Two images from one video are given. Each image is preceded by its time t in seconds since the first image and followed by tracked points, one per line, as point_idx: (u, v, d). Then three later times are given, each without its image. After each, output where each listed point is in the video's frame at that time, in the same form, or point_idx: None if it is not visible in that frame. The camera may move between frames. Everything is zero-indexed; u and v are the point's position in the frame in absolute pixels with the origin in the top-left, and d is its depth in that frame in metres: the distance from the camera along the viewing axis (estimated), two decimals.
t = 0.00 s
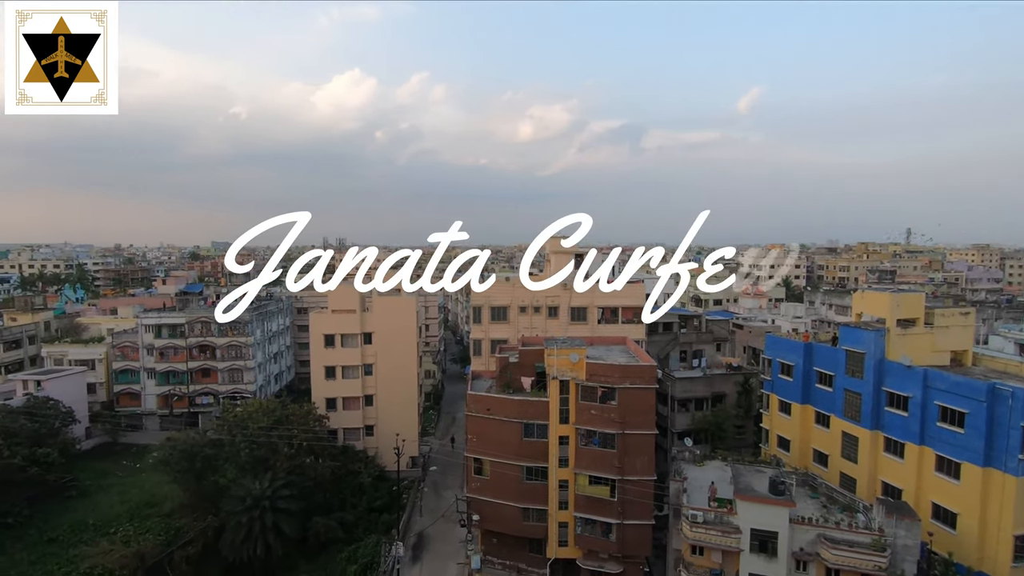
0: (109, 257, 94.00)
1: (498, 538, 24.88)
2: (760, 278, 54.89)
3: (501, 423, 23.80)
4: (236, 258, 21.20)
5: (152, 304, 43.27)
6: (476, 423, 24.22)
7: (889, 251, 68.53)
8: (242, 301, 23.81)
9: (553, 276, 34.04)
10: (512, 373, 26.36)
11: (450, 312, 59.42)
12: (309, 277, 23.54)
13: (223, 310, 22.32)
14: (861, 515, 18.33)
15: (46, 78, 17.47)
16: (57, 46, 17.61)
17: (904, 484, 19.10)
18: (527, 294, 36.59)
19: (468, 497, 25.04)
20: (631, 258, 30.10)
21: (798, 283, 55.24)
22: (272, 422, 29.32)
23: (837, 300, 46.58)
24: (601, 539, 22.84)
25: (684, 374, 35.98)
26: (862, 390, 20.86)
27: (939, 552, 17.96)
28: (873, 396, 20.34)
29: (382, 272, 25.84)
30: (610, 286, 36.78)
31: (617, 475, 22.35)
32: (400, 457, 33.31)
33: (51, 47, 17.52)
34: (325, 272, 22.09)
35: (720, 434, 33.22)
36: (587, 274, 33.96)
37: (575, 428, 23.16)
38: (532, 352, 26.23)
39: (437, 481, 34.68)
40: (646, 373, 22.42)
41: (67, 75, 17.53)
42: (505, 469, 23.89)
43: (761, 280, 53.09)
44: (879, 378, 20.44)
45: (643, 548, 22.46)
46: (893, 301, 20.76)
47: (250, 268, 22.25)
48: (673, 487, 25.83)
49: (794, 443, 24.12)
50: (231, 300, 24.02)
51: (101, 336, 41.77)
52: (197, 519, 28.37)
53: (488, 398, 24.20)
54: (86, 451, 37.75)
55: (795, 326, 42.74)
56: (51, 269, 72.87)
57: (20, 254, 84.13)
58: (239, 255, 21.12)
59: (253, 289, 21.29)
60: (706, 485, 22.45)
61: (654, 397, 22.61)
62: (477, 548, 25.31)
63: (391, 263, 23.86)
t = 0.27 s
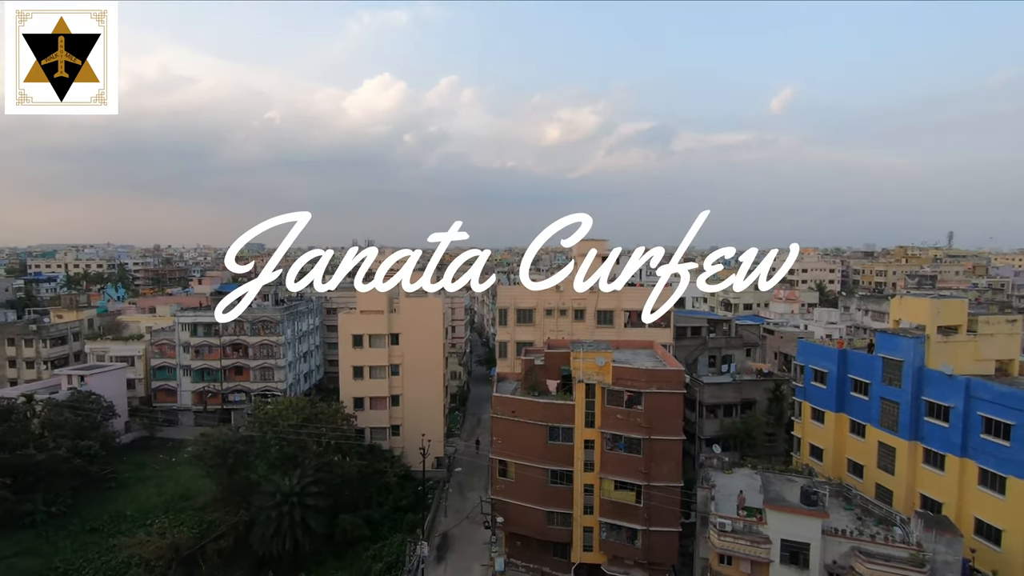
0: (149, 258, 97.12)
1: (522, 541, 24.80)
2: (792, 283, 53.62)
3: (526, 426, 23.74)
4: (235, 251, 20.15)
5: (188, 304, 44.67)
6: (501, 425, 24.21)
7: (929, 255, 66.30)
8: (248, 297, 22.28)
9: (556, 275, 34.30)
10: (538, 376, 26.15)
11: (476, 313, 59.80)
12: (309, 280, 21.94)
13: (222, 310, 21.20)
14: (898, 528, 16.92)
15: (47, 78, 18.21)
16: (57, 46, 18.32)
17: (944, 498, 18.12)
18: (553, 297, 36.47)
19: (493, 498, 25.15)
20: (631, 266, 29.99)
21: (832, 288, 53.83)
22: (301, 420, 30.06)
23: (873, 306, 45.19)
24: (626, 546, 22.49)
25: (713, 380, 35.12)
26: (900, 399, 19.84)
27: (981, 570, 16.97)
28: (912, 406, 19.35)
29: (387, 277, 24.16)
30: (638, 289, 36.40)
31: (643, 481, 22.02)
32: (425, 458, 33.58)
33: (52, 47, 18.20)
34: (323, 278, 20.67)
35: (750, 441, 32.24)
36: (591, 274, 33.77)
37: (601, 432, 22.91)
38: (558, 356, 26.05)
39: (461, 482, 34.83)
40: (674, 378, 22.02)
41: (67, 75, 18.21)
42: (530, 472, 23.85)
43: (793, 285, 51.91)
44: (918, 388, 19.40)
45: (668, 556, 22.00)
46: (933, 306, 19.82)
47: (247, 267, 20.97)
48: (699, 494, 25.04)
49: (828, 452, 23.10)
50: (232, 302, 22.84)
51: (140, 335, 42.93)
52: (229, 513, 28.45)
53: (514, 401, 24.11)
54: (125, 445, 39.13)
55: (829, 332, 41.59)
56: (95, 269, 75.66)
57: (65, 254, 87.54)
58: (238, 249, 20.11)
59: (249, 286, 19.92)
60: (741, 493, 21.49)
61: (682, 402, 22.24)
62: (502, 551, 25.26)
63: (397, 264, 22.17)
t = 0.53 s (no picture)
0: (185, 258, 100.14)
1: (546, 545, 24.36)
2: (825, 288, 52.30)
3: (551, 430, 23.31)
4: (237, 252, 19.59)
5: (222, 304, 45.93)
6: (526, 429, 23.80)
7: (972, 260, 63.84)
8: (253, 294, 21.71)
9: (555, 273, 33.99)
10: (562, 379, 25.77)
11: (501, 316, 59.92)
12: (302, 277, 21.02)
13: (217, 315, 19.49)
14: (937, 542, 15.96)
15: (47, 78, 17.09)
16: (57, 44, 17.08)
17: (988, 514, 16.75)
18: (578, 300, 35.80)
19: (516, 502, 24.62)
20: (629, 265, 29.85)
21: (867, 293, 52.22)
22: (329, 419, 30.29)
23: (912, 312, 43.62)
24: (652, 553, 22.00)
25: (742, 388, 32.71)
26: (940, 410, 18.34)
27: None
28: (953, 418, 17.84)
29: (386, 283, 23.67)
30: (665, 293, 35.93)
31: (670, 488, 21.46)
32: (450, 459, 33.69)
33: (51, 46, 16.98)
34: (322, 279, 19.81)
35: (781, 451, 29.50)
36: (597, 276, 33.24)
37: (626, 438, 22.36)
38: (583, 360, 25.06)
39: (485, 485, 34.87)
40: (701, 384, 21.35)
41: (68, 75, 17.08)
42: (554, 476, 23.40)
43: (827, 290, 50.54)
44: (960, 399, 17.87)
45: (695, 564, 21.45)
46: (978, 314, 18.87)
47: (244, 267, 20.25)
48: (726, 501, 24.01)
49: (862, 464, 21.39)
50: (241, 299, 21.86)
51: (176, 332, 44.75)
52: (259, 510, 29.11)
53: (540, 405, 23.71)
54: (161, 440, 40.39)
55: (864, 339, 40.24)
56: (135, 269, 78.35)
57: (106, 254, 90.82)
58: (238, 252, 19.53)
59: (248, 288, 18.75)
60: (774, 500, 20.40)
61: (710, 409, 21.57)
62: (525, 555, 24.71)
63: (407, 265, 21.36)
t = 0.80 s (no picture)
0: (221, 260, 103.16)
1: (570, 551, 23.39)
2: (861, 294, 50.72)
3: (577, 434, 22.25)
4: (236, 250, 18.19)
5: (255, 304, 47.25)
6: (551, 433, 22.74)
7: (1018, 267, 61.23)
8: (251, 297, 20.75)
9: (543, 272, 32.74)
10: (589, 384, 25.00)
11: (527, 320, 59.91)
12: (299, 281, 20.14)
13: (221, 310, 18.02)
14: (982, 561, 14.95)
15: (48, 79, 15.81)
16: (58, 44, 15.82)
17: None
18: (606, 304, 34.82)
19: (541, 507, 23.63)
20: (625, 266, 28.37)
21: (906, 300, 50.49)
22: (357, 419, 30.56)
23: (953, 321, 41.94)
24: (678, 563, 20.53)
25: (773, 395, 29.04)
26: (985, 423, 17.26)
27: None
28: (999, 430, 16.82)
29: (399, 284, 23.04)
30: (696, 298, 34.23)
31: (698, 497, 20.03)
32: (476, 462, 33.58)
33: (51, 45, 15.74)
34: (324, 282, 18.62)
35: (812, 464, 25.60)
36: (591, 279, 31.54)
37: (653, 445, 21.03)
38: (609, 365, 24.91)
39: (510, 488, 34.71)
40: (733, 391, 19.98)
41: (69, 76, 15.73)
42: (580, 482, 22.32)
43: (863, 297, 49.03)
44: (1006, 411, 16.90)
45: None
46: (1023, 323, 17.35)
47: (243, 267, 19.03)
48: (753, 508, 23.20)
49: (899, 477, 20.17)
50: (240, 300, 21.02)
51: (211, 331, 46.18)
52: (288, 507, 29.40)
53: (566, 409, 22.64)
54: (196, 437, 41.50)
55: (902, 348, 38.72)
56: (174, 271, 80.99)
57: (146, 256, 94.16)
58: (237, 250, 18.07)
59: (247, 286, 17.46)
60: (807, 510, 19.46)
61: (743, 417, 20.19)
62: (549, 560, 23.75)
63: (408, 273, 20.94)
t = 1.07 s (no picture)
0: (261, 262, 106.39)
1: (599, 558, 21.79)
2: (905, 301, 48.78)
3: (606, 440, 20.81)
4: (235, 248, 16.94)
5: (290, 305, 48.43)
6: (577, 438, 21.35)
7: None
8: (246, 297, 19.86)
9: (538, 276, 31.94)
10: (618, 389, 23.96)
11: (557, 323, 59.84)
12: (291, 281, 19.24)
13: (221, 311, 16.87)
14: None
15: (46, 81, 13.65)
16: (59, 43, 13.55)
17: None
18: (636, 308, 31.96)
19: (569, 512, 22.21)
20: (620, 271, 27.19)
21: (954, 308, 48.31)
22: (387, 419, 29.41)
23: (1006, 330, 39.86)
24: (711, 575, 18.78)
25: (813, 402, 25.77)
26: None
27: None
28: None
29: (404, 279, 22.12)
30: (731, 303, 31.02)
31: (731, 507, 18.23)
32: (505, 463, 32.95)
33: (52, 43, 13.50)
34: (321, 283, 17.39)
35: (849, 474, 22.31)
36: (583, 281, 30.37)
37: (684, 452, 19.18)
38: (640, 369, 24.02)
39: (539, 493, 33.94)
40: (768, 398, 18.24)
41: (69, 76, 13.54)
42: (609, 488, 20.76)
43: (907, 303, 47.15)
44: None
45: None
46: None
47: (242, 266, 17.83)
48: (788, 518, 21.54)
49: (946, 493, 18.49)
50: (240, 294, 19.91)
51: (249, 331, 47.52)
52: (320, 504, 28.86)
53: (594, 413, 21.22)
54: (234, 432, 42.50)
55: (949, 357, 36.79)
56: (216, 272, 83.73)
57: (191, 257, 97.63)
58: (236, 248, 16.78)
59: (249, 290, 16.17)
60: (851, 523, 17.55)
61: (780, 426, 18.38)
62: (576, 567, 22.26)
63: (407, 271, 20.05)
